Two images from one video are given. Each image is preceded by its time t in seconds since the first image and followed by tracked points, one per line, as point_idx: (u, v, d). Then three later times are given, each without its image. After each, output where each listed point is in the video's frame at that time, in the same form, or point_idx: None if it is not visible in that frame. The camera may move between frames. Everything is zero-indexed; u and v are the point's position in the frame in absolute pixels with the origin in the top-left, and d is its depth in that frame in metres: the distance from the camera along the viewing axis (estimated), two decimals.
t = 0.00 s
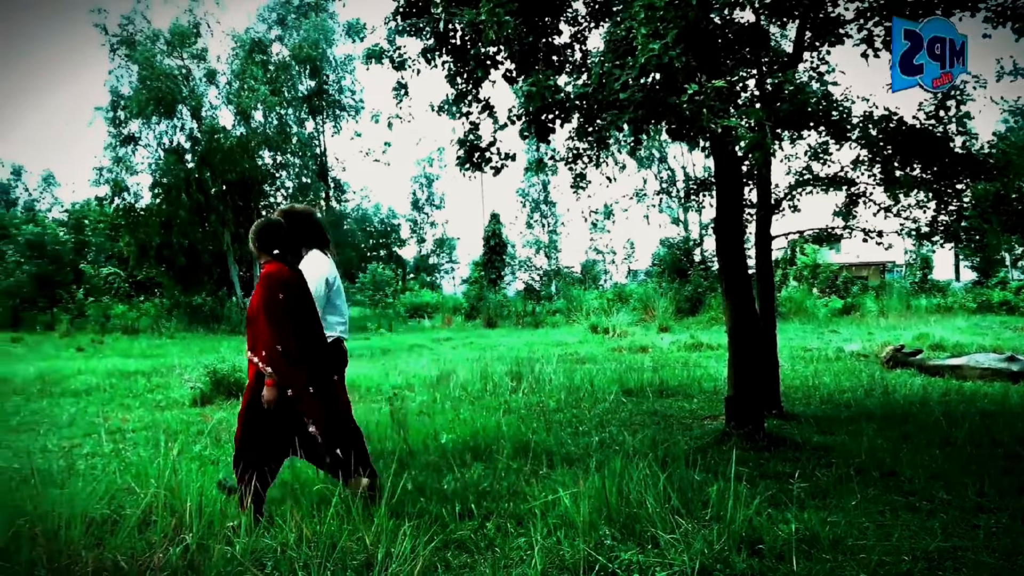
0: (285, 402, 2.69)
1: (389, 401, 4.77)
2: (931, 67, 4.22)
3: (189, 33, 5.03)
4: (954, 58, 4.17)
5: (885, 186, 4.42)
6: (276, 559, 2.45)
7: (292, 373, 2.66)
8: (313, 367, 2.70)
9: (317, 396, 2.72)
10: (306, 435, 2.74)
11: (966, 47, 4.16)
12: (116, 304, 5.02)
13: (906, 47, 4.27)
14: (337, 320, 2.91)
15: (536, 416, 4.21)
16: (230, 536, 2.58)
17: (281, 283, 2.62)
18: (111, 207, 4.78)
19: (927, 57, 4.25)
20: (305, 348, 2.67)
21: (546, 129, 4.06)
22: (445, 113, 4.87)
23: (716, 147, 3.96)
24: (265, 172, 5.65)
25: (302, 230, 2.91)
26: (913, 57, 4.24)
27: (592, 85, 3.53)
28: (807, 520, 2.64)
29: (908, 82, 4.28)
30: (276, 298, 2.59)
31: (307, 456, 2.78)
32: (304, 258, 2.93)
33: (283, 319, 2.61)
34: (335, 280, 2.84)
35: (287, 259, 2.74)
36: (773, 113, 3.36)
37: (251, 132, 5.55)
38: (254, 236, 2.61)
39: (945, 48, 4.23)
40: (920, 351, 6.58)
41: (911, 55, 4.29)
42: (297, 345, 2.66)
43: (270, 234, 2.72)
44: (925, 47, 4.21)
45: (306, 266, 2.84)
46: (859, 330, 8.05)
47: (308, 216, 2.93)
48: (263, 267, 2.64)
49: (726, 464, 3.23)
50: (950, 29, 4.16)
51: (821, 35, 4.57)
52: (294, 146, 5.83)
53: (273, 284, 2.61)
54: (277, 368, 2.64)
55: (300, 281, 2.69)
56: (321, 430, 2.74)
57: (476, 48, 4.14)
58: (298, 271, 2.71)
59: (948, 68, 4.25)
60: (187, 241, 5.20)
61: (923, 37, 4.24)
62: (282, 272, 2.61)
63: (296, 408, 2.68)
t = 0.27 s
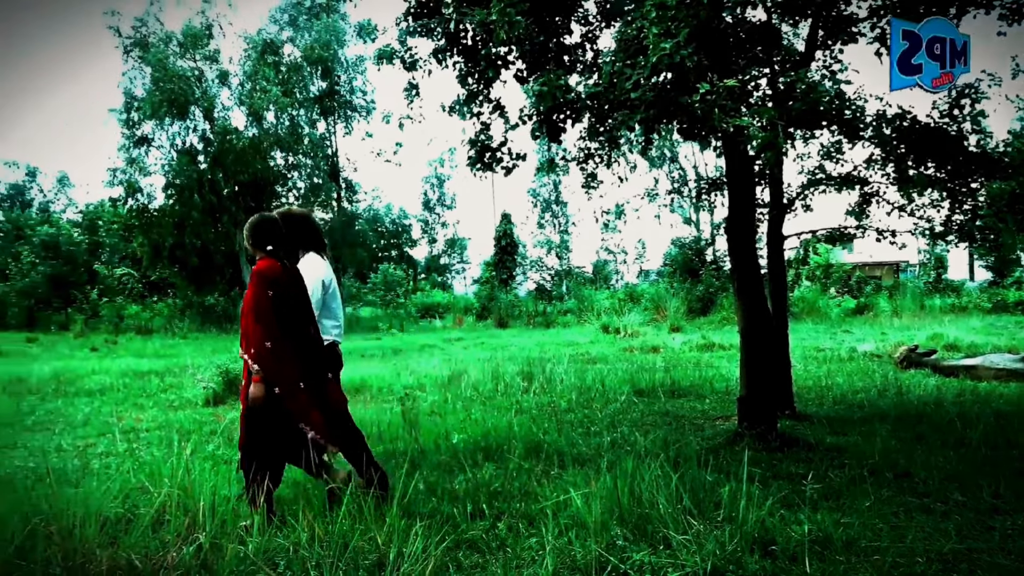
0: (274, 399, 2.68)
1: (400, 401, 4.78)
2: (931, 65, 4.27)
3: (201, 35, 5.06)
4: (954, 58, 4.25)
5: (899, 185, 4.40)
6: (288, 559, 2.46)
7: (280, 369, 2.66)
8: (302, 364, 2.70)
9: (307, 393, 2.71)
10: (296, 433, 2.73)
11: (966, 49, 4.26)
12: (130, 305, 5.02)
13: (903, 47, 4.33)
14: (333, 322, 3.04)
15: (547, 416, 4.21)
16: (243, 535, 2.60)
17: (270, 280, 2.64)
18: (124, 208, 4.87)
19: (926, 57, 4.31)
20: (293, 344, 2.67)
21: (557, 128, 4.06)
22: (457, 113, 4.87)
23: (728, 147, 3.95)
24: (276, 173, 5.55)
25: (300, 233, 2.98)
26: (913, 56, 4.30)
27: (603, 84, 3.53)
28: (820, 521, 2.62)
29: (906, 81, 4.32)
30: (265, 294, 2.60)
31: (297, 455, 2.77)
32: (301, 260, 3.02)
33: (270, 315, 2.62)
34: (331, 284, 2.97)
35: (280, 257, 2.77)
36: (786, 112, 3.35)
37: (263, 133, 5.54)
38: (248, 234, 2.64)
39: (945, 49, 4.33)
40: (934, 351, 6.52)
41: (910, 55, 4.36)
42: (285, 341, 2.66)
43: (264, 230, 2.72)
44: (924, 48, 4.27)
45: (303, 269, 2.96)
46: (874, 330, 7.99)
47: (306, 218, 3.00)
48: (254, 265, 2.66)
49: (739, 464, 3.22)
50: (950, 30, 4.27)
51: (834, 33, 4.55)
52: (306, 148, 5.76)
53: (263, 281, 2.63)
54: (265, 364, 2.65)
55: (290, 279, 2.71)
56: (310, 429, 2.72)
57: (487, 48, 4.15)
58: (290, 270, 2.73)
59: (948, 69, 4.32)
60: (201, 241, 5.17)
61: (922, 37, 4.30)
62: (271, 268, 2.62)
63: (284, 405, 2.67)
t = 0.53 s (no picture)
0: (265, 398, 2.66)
1: (410, 401, 4.79)
2: (930, 65, 4.29)
3: (212, 37, 5.10)
4: (955, 57, 4.26)
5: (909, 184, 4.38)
6: (298, 559, 2.47)
7: (272, 368, 2.64)
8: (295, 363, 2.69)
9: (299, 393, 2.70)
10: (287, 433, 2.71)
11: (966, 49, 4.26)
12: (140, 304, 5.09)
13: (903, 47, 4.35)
14: (329, 322, 3.04)
15: (556, 417, 4.21)
16: (253, 535, 2.61)
17: (265, 278, 2.64)
18: (136, 210, 4.84)
19: (925, 57, 4.33)
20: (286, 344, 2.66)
21: (566, 129, 4.07)
22: (465, 113, 4.87)
23: (737, 147, 3.94)
24: (286, 173, 5.59)
25: (300, 232, 2.97)
26: (912, 56, 4.31)
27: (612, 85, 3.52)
28: (830, 522, 2.61)
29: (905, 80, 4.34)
30: (259, 291, 2.60)
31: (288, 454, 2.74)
32: (298, 259, 3.00)
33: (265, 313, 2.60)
34: (327, 283, 2.96)
35: (277, 255, 2.77)
36: (796, 111, 3.34)
37: (273, 134, 5.55)
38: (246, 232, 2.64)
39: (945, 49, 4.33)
40: (945, 352, 6.48)
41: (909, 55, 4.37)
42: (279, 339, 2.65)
43: (261, 228, 2.72)
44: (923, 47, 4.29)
45: (301, 268, 2.95)
46: (882, 331, 7.96)
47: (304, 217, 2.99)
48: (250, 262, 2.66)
49: (748, 465, 3.21)
50: (950, 30, 4.27)
51: (843, 33, 4.54)
52: (315, 148, 5.82)
53: (259, 279, 2.62)
54: (258, 362, 2.63)
55: (286, 277, 2.70)
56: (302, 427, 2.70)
57: (496, 49, 4.15)
58: (286, 268, 2.73)
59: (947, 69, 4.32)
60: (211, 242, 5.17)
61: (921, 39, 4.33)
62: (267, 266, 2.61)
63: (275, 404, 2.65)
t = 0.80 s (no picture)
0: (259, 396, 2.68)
1: (420, 402, 4.80)
2: (930, 64, 4.29)
3: (222, 39, 5.14)
4: (955, 57, 4.26)
5: (920, 184, 4.35)
6: (308, 558, 2.48)
7: (265, 367, 2.67)
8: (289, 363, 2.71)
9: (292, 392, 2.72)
10: (279, 431, 2.72)
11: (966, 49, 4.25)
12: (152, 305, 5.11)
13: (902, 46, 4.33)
14: (327, 322, 3.02)
15: (566, 417, 4.21)
16: (263, 535, 2.62)
17: (262, 278, 2.67)
18: (147, 211, 4.93)
19: (925, 57, 4.33)
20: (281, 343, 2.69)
21: (575, 129, 4.07)
22: (474, 114, 4.86)
23: (748, 147, 3.92)
24: (296, 175, 5.57)
25: (301, 232, 2.99)
26: (912, 55, 4.31)
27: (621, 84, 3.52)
28: (841, 524, 2.60)
29: (903, 79, 4.35)
30: (256, 291, 2.63)
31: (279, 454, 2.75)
32: (297, 258, 3.01)
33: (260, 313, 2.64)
34: (326, 280, 2.95)
35: (275, 254, 2.80)
36: (806, 111, 3.32)
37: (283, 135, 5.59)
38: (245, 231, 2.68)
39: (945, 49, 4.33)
40: (956, 352, 6.43)
41: (908, 54, 4.37)
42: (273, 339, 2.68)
43: (260, 228, 2.76)
44: (921, 48, 4.29)
45: (299, 266, 2.94)
46: (895, 329, 7.54)
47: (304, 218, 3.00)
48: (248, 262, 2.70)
49: (759, 467, 3.20)
50: (950, 30, 4.26)
51: (855, 32, 4.51)
52: (325, 149, 5.82)
53: (256, 278, 2.66)
54: (252, 361, 2.66)
55: (282, 278, 2.74)
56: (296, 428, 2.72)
57: (505, 49, 4.17)
58: (283, 269, 2.76)
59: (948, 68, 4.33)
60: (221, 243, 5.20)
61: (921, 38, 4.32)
62: (264, 266, 2.65)
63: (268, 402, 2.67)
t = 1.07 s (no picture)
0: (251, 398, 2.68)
1: (433, 402, 4.81)
2: (929, 66, 4.12)
3: (236, 40, 5.20)
4: (955, 57, 4.09)
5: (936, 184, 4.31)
6: (321, 557, 2.49)
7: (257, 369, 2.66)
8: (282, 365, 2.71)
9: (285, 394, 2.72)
10: (272, 434, 2.72)
11: (967, 49, 4.10)
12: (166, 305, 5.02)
13: (900, 47, 4.16)
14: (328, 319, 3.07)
15: (579, 417, 4.21)
16: (277, 534, 2.63)
17: (256, 280, 2.67)
18: (163, 212, 5.02)
19: (925, 57, 4.14)
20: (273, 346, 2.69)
21: (588, 129, 4.07)
22: (486, 114, 4.85)
23: (761, 147, 3.90)
24: (310, 175, 5.52)
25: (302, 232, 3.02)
26: (911, 56, 4.12)
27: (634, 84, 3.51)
28: (856, 526, 2.59)
29: (903, 80, 4.16)
30: (250, 294, 2.63)
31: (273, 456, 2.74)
32: (296, 257, 3.09)
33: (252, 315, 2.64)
34: (326, 278, 3.02)
35: (273, 255, 2.81)
36: (821, 110, 3.30)
37: (297, 136, 5.56)
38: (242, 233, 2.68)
39: (945, 49, 4.16)
40: (972, 353, 6.38)
41: (907, 54, 4.17)
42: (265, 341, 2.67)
43: (258, 230, 2.76)
44: (923, 48, 4.09)
45: (299, 265, 3.01)
46: (910, 331, 7.27)
47: (305, 218, 3.09)
48: (245, 263, 2.70)
49: (773, 468, 3.18)
50: (950, 30, 4.10)
51: (871, 31, 4.47)
52: (338, 150, 5.83)
53: (251, 280, 2.66)
54: (244, 363, 2.66)
55: (278, 280, 2.73)
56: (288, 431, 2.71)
57: (519, 50, 4.18)
58: (279, 271, 2.76)
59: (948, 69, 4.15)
60: (235, 243, 5.22)
61: (921, 40, 4.14)
62: (259, 268, 2.65)
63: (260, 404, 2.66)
